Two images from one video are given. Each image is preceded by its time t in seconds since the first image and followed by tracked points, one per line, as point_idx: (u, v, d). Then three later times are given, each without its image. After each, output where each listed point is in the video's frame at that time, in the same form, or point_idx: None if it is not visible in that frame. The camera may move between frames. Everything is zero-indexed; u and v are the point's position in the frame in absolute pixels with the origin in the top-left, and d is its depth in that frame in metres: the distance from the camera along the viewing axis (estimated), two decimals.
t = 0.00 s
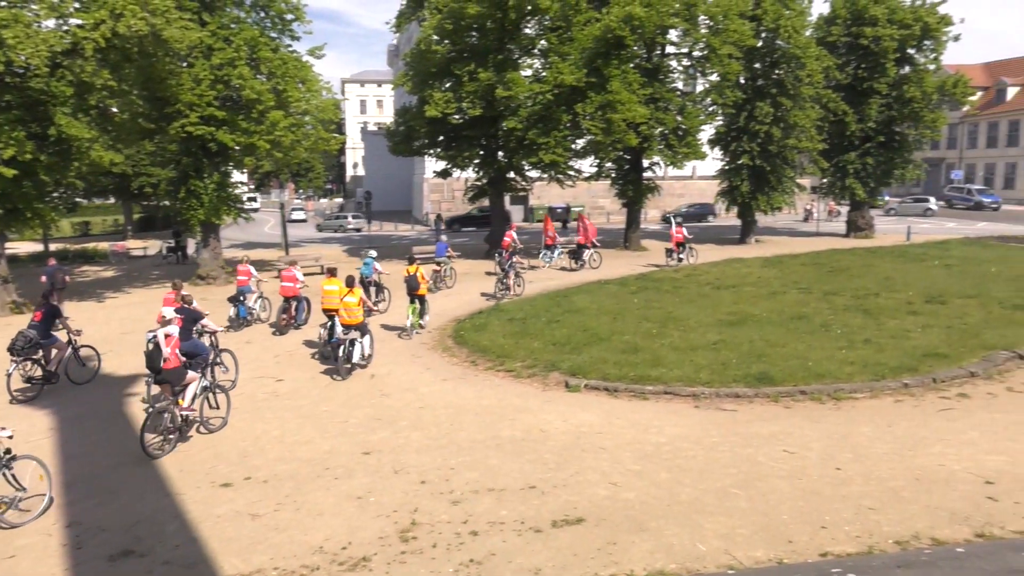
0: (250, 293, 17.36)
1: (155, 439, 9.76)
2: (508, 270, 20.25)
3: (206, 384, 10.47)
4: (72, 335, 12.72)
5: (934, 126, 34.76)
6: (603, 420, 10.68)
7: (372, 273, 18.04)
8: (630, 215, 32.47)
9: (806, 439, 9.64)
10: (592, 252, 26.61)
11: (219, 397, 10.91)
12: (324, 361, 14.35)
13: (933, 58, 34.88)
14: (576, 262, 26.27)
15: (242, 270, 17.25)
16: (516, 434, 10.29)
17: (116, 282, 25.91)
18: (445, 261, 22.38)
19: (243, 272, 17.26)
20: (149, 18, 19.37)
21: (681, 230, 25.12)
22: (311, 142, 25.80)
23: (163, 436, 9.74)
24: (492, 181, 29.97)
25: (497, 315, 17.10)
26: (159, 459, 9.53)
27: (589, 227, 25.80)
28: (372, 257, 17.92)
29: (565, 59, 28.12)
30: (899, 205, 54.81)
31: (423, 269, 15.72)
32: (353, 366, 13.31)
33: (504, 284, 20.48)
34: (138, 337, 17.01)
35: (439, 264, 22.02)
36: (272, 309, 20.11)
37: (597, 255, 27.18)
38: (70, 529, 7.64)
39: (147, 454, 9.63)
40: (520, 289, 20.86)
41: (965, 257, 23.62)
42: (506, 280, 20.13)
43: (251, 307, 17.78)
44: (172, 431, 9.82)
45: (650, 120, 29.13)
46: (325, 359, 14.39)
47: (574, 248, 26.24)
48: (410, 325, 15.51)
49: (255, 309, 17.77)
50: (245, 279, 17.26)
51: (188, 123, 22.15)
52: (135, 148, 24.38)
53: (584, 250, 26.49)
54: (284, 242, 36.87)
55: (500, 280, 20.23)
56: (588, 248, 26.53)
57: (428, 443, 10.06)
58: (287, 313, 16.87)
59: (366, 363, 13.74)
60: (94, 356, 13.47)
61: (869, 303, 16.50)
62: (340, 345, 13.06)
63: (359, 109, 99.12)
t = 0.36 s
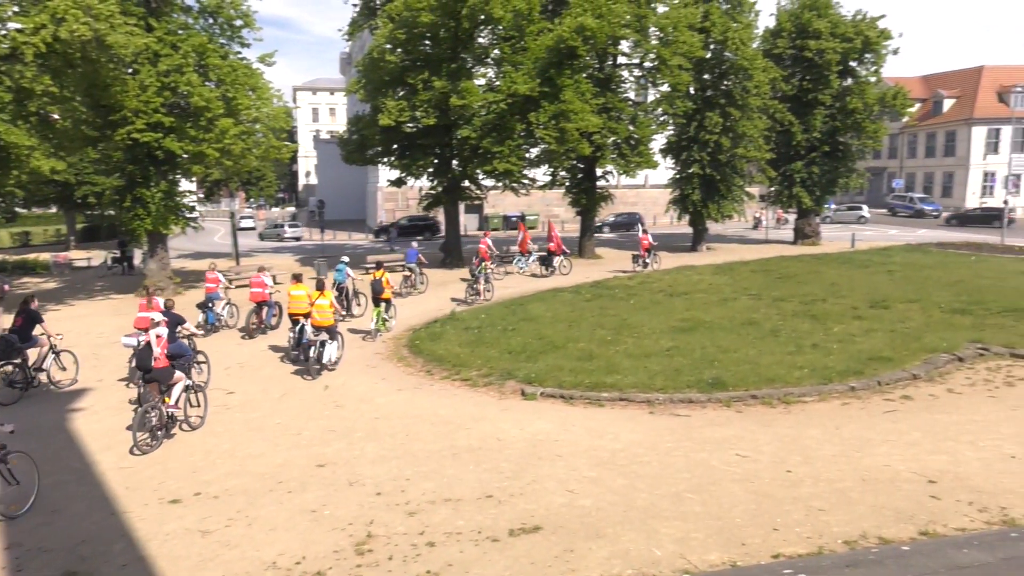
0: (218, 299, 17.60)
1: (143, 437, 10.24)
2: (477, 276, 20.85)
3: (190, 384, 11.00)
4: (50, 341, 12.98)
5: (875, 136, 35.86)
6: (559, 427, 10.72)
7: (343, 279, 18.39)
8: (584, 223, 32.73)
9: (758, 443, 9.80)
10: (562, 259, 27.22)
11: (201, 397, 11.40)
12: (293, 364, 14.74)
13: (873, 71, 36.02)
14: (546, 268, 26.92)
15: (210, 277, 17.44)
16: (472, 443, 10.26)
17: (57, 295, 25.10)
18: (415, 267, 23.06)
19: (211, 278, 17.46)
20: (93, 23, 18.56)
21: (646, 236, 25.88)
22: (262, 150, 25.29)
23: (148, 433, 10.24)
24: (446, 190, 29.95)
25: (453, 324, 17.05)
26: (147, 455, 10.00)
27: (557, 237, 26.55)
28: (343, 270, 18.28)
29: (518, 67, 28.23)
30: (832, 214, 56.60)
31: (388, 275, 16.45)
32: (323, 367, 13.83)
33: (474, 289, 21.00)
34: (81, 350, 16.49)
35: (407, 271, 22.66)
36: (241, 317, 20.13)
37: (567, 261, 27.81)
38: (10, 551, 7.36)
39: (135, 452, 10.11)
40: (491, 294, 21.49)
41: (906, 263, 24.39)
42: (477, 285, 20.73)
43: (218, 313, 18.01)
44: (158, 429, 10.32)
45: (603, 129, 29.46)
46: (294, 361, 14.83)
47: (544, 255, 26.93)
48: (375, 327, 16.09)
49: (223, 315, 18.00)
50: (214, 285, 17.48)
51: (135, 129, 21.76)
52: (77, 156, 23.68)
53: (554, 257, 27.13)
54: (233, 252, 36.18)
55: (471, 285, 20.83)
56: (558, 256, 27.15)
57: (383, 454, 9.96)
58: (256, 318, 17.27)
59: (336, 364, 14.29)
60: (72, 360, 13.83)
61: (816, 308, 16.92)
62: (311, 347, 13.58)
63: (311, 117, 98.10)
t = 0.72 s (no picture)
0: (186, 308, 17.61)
1: (125, 438, 10.69)
2: (446, 283, 21.45)
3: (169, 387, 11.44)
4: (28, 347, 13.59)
5: (821, 149, 36.82)
6: (515, 438, 10.70)
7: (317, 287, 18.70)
8: (540, 233, 32.86)
9: (711, 450, 9.94)
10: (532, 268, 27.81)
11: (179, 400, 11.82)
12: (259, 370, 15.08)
13: (818, 85, 37.08)
14: (517, 277, 27.51)
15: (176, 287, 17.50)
16: (428, 455, 10.18)
17: None
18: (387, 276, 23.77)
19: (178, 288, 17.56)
20: (32, 29, 18.76)
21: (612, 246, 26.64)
22: (212, 160, 24.61)
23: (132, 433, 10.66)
24: (401, 201, 29.86)
25: (408, 336, 16.94)
26: (130, 454, 10.41)
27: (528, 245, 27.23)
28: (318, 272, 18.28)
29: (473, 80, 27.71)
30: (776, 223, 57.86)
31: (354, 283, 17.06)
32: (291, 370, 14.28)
33: (443, 297, 21.53)
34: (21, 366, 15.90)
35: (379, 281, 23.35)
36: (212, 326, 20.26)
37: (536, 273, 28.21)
38: None
39: (117, 452, 10.53)
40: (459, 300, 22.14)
41: (851, 272, 25.05)
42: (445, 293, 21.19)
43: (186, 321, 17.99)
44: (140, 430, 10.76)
45: (557, 140, 29.67)
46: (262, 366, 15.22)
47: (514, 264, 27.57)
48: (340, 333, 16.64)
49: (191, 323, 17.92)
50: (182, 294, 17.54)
51: (78, 138, 21.23)
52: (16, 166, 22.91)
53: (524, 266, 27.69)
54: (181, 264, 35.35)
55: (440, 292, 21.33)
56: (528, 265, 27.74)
57: (338, 468, 9.82)
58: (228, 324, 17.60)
59: (304, 367, 14.75)
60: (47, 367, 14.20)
61: (766, 316, 17.27)
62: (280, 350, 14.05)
63: (263, 127, 96.76)
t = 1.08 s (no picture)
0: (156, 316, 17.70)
1: (106, 439, 11.08)
2: (417, 292, 21.92)
3: (150, 391, 11.92)
4: (5, 352, 14.20)
5: (772, 160, 37.68)
6: (475, 449, 10.66)
7: (294, 294, 18.93)
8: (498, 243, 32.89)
9: (668, 458, 10.04)
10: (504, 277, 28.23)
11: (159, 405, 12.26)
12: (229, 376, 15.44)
13: (769, 98, 37.94)
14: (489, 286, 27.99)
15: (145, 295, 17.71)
16: (386, 468, 10.08)
17: None
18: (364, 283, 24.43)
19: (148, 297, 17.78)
20: None
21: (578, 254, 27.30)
22: (163, 170, 24.07)
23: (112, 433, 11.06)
24: (358, 212, 29.72)
25: (365, 347, 16.81)
26: (109, 453, 10.83)
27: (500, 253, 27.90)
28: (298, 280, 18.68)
29: (429, 89, 27.81)
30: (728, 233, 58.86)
31: (325, 291, 17.52)
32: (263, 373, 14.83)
33: (414, 305, 22.05)
34: None
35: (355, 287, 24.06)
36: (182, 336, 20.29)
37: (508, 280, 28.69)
38: None
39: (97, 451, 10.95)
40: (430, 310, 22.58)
41: (802, 280, 25.61)
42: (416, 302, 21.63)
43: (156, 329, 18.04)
44: (120, 431, 11.18)
45: (515, 151, 29.77)
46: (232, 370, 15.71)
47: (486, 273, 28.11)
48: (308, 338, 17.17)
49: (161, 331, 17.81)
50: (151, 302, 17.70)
51: (22, 148, 20.62)
52: None
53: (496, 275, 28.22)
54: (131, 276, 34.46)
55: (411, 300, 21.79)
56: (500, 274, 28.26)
57: (294, 483, 9.66)
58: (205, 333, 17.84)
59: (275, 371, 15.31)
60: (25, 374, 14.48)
61: (721, 325, 17.56)
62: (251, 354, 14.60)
63: (216, 136, 95.16)
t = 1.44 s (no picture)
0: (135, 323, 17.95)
1: (92, 437, 11.42)
2: (394, 298, 22.16)
3: (133, 391, 12.26)
4: None
5: (731, 170, 38.34)
6: (439, 458, 10.60)
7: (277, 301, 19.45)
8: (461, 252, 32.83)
9: (632, 464, 10.10)
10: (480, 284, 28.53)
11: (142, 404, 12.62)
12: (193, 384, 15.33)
13: (727, 108, 38.59)
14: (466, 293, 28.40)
15: (122, 303, 18.02)
16: (349, 479, 9.97)
17: None
18: (347, 288, 25.01)
19: (127, 305, 18.07)
20: None
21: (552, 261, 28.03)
22: (118, 177, 23.52)
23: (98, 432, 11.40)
24: (319, 220, 29.47)
25: (327, 357, 16.63)
26: (64, 468, 10.56)
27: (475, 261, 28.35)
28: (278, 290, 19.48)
29: (391, 98, 27.85)
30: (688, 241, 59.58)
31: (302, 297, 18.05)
32: (237, 375, 15.38)
33: (390, 311, 22.47)
34: None
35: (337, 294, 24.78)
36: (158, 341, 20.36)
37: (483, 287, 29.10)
38: None
39: (84, 450, 11.27)
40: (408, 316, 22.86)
41: (761, 288, 26.04)
42: (392, 307, 21.94)
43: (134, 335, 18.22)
44: (105, 430, 11.52)
45: (477, 159, 29.75)
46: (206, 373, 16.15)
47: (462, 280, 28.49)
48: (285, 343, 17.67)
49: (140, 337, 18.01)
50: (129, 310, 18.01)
51: None
52: None
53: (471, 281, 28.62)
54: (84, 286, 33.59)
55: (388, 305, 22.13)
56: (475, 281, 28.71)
57: (254, 496, 9.49)
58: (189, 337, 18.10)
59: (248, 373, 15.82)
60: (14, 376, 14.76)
61: (682, 331, 17.75)
62: (226, 358, 15.14)
63: (173, 144, 93.48)
